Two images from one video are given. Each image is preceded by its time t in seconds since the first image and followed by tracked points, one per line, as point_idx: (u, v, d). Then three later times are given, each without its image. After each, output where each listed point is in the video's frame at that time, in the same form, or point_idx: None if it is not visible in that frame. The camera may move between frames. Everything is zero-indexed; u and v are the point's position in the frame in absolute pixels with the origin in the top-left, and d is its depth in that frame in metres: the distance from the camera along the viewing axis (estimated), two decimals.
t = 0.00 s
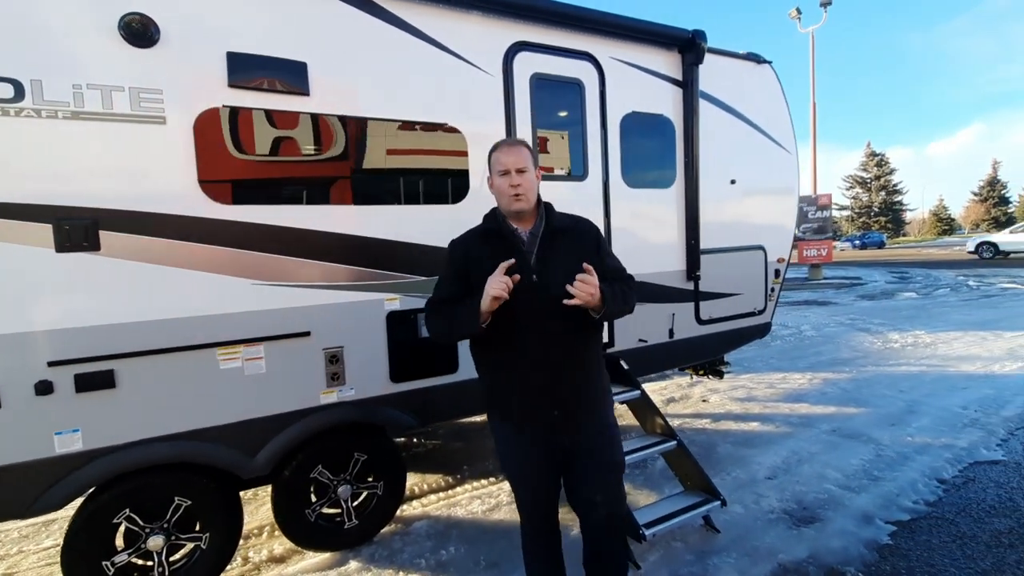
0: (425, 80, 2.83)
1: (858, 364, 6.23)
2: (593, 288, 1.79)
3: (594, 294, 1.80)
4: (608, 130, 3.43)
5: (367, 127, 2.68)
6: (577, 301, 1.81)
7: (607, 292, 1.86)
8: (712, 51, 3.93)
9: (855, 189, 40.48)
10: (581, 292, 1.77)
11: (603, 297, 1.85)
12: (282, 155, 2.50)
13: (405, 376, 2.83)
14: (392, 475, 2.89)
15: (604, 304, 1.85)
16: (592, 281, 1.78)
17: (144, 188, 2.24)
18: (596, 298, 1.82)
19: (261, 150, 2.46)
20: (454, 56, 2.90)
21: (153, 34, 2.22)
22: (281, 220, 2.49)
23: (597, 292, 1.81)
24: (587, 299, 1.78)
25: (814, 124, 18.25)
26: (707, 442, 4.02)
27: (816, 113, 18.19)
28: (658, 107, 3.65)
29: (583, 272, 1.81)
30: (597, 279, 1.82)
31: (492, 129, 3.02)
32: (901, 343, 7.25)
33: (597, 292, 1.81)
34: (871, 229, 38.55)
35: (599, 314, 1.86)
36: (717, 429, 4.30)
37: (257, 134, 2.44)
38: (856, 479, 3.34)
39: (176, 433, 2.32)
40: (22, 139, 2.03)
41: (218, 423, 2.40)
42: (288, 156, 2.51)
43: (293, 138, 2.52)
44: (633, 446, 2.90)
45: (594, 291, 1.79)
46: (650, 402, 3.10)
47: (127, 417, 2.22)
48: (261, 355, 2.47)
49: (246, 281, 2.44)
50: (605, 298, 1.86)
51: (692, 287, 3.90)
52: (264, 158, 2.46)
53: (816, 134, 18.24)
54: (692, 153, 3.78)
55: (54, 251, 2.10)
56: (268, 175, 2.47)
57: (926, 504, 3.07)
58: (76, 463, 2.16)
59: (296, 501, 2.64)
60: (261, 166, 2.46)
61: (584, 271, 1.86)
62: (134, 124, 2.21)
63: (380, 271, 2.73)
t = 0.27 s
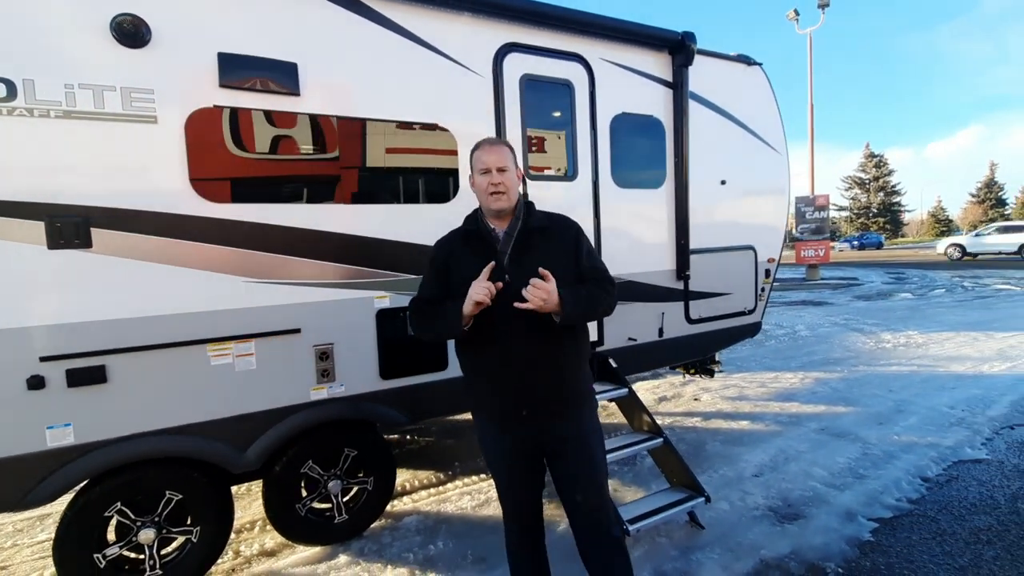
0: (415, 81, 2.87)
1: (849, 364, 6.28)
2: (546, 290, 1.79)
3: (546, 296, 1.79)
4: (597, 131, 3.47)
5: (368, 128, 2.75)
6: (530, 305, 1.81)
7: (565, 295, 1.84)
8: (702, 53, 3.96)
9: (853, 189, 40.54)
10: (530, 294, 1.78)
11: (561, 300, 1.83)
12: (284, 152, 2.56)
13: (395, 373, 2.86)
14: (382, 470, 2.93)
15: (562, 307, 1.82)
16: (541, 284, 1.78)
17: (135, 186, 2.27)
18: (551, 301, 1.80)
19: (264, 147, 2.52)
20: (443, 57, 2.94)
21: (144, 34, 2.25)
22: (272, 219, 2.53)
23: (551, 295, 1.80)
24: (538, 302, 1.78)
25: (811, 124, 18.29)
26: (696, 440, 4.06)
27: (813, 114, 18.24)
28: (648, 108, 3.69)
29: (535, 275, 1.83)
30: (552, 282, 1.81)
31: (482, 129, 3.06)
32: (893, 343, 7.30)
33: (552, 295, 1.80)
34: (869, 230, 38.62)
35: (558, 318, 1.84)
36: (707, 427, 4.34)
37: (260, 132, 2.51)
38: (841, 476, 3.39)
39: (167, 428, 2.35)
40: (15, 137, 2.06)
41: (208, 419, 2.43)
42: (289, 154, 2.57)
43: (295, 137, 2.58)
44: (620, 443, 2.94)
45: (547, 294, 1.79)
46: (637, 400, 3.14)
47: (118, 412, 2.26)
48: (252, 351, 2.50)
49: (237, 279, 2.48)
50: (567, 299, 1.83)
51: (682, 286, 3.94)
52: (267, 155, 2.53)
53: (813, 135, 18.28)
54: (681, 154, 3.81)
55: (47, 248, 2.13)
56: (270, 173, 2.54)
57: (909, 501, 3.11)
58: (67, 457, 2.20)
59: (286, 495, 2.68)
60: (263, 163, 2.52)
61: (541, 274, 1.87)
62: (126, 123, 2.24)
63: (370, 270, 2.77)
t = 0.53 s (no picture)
0: (411, 83, 2.90)
1: (847, 363, 6.30)
2: (528, 295, 1.78)
3: (530, 300, 1.78)
4: (593, 131, 3.49)
5: (370, 128, 2.79)
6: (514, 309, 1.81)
7: (550, 300, 1.81)
8: (697, 53, 3.98)
9: (855, 188, 40.47)
10: (511, 299, 1.78)
11: (546, 304, 1.80)
12: (286, 152, 2.60)
13: (391, 372, 2.89)
14: (378, 468, 2.96)
15: (546, 312, 1.80)
16: (520, 288, 1.78)
17: (134, 187, 2.31)
18: (535, 305, 1.79)
19: (265, 147, 2.56)
20: (439, 59, 2.96)
21: (142, 38, 2.28)
22: (268, 219, 2.57)
23: (534, 299, 1.78)
24: (519, 306, 1.77)
25: (812, 123, 18.28)
26: (691, 439, 4.09)
27: (814, 112, 18.23)
28: (644, 108, 3.71)
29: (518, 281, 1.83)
30: (535, 287, 1.80)
31: (477, 130, 3.09)
32: (891, 342, 7.31)
33: (535, 299, 1.78)
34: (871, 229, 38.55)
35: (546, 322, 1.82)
36: (702, 426, 4.37)
37: (262, 132, 2.55)
38: (834, 475, 3.41)
39: (165, 425, 2.39)
40: (16, 139, 2.10)
41: (206, 416, 2.47)
42: (292, 154, 2.62)
43: (297, 137, 2.62)
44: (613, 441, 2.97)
45: (529, 300, 1.78)
46: (631, 399, 3.17)
47: (117, 409, 2.29)
48: (250, 349, 2.54)
49: (234, 278, 2.51)
50: (552, 304, 1.81)
51: (678, 286, 3.96)
52: (269, 155, 2.57)
53: (815, 133, 18.27)
54: (677, 154, 3.84)
55: (46, 248, 2.17)
56: (273, 172, 2.58)
57: (901, 499, 3.14)
58: (67, 453, 2.23)
59: (284, 492, 2.71)
60: (266, 163, 2.57)
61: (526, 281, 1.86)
62: (124, 125, 2.27)
63: (367, 269, 2.80)
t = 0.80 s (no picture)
0: (412, 83, 2.91)
1: (848, 362, 6.30)
2: (536, 301, 1.75)
3: (540, 305, 1.75)
4: (594, 131, 3.51)
5: (372, 128, 2.81)
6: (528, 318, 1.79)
7: (561, 306, 1.77)
8: (698, 53, 3.99)
9: (858, 187, 40.37)
10: (520, 309, 1.76)
11: (557, 309, 1.77)
12: (289, 152, 2.62)
13: (392, 370, 2.91)
14: (380, 466, 2.98)
15: (557, 318, 1.77)
16: (527, 295, 1.75)
17: (137, 187, 2.33)
18: (546, 310, 1.76)
19: (268, 146, 2.58)
20: (440, 59, 2.98)
21: (145, 39, 2.30)
22: (271, 219, 2.58)
23: (544, 304, 1.75)
24: (529, 312, 1.75)
25: (815, 122, 18.25)
26: (692, 437, 4.10)
27: (817, 111, 18.20)
28: (645, 108, 3.72)
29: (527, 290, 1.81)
30: (545, 293, 1.77)
31: (478, 130, 3.10)
32: (893, 342, 7.31)
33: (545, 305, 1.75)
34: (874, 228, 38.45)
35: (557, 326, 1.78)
36: (703, 425, 4.38)
37: (265, 131, 2.57)
38: (834, 474, 3.42)
39: (169, 423, 2.41)
40: (20, 140, 2.12)
41: (209, 415, 2.49)
42: (294, 154, 2.63)
43: (300, 137, 2.64)
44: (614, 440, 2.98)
45: (538, 305, 1.75)
46: (632, 397, 3.18)
47: (122, 407, 2.32)
48: (252, 348, 2.56)
49: (237, 277, 2.53)
50: (564, 311, 1.77)
51: (679, 285, 3.97)
52: (272, 154, 2.59)
53: (817, 132, 18.23)
54: (678, 154, 3.85)
55: (51, 247, 2.19)
56: (276, 172, 2.60)
57: (901, 498, 3.15)
58: (72, 451, 2.26)
59: (286, 489, 2.73)
60: (269, 162, 2.59)
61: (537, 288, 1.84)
62: (128, 126, 2.29)
63: (369, 268, 2.82)
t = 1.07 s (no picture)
0: (420, 84, 2.93)
1: (853, 361, 6.29)
2: (583, 311, 1.70)
3: (587, 315, 1.70)
4: (600, 131, 3.51)
5: (376, 128, 2.82)
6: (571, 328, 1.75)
7: (608, 318, 1.73)
8: (704, 52, 4.00)
9: (863, 186, 40.21)
10: (566, 318, 1.73)
11: (603, 322, 1.73)
12: (294, 152, 2.63)
13: (400, 370, 2.92)
14: (387, 465, 2.99)
15: (603, 330, 1.73)
16: (573, 305, 1.71)
17: (148, 188, 2.35)
18: (591, 321, 1.71)
19: (273, 147, 2.59)
20: (446, 60, 2.99)
21: (156, 41, 2.32)
22: (279, 220, 2.60)
23: (590, 314, 1.71)
24: (574, 323, 1.71)
25: (819, 120, 18.21)
26: (698, 437, 4.10)
27: (821, 109, 18.15)
28: (651, 108, 3.73)
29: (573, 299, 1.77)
30: (592, 303, 1.72)
31: (485, 130, 3.12)
32: (898, 341, 7.30)
33: (590, 318, 1.71)
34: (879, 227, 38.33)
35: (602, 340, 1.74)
36: (709, 424, 4.38)
37: (270, 132, 2.58)
38: (841, 473, 3.42)
39: (180, 422, 2.43)
40: (34, 142, 2.14)
41: (219, 414, 2.51)
42: (299, 154, 2.64)
43: (304, 137, 2.65)
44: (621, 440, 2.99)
45: (585, 316, 1.70)
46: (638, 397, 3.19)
47: (133, 407, 2.34)
48: (261, 348, 2.57)
49: (246, 277, 2.55)
50: (610, 324, 1.73)
51: (684, 284, 3.98)
52: (276, 155, 2.60)
53: (822, 130, 18.19)
54: (683, 153, 3.85)
55: (64, 248, 2.21)
56: (280, 172, 2.61)
57: (908, 498, 3.15)
58: (85, 450, 2.28)
59: (295, 488, 2.75)
60: (273, 162, 2.60)
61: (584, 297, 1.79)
62: (139, 127, 2.31)
63: (376, 268, 2.84)
